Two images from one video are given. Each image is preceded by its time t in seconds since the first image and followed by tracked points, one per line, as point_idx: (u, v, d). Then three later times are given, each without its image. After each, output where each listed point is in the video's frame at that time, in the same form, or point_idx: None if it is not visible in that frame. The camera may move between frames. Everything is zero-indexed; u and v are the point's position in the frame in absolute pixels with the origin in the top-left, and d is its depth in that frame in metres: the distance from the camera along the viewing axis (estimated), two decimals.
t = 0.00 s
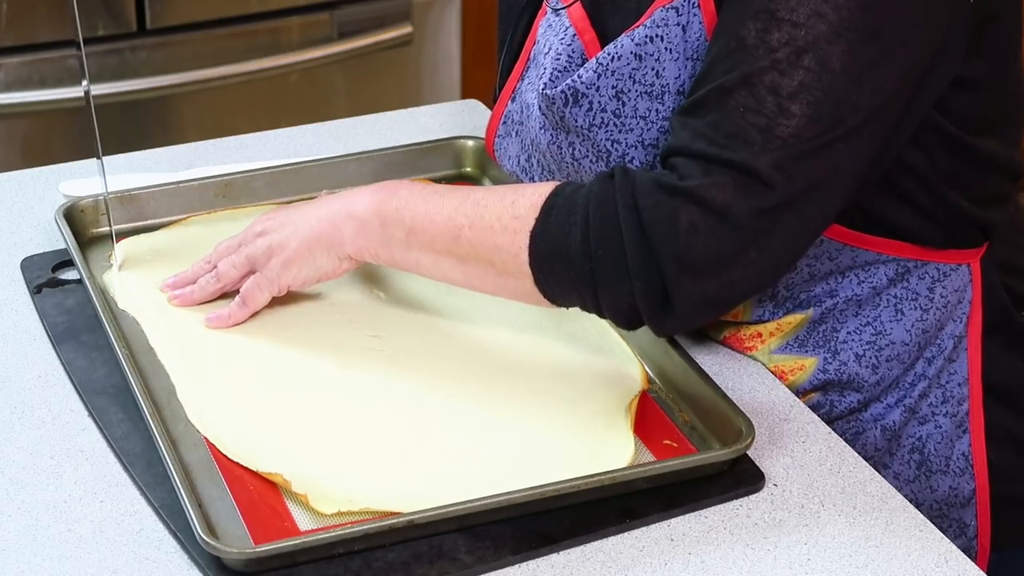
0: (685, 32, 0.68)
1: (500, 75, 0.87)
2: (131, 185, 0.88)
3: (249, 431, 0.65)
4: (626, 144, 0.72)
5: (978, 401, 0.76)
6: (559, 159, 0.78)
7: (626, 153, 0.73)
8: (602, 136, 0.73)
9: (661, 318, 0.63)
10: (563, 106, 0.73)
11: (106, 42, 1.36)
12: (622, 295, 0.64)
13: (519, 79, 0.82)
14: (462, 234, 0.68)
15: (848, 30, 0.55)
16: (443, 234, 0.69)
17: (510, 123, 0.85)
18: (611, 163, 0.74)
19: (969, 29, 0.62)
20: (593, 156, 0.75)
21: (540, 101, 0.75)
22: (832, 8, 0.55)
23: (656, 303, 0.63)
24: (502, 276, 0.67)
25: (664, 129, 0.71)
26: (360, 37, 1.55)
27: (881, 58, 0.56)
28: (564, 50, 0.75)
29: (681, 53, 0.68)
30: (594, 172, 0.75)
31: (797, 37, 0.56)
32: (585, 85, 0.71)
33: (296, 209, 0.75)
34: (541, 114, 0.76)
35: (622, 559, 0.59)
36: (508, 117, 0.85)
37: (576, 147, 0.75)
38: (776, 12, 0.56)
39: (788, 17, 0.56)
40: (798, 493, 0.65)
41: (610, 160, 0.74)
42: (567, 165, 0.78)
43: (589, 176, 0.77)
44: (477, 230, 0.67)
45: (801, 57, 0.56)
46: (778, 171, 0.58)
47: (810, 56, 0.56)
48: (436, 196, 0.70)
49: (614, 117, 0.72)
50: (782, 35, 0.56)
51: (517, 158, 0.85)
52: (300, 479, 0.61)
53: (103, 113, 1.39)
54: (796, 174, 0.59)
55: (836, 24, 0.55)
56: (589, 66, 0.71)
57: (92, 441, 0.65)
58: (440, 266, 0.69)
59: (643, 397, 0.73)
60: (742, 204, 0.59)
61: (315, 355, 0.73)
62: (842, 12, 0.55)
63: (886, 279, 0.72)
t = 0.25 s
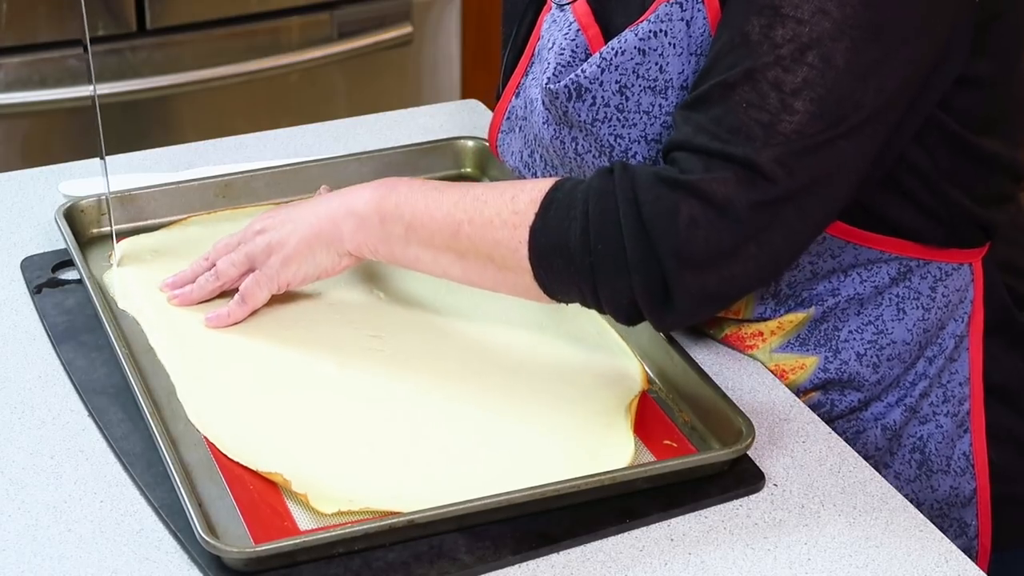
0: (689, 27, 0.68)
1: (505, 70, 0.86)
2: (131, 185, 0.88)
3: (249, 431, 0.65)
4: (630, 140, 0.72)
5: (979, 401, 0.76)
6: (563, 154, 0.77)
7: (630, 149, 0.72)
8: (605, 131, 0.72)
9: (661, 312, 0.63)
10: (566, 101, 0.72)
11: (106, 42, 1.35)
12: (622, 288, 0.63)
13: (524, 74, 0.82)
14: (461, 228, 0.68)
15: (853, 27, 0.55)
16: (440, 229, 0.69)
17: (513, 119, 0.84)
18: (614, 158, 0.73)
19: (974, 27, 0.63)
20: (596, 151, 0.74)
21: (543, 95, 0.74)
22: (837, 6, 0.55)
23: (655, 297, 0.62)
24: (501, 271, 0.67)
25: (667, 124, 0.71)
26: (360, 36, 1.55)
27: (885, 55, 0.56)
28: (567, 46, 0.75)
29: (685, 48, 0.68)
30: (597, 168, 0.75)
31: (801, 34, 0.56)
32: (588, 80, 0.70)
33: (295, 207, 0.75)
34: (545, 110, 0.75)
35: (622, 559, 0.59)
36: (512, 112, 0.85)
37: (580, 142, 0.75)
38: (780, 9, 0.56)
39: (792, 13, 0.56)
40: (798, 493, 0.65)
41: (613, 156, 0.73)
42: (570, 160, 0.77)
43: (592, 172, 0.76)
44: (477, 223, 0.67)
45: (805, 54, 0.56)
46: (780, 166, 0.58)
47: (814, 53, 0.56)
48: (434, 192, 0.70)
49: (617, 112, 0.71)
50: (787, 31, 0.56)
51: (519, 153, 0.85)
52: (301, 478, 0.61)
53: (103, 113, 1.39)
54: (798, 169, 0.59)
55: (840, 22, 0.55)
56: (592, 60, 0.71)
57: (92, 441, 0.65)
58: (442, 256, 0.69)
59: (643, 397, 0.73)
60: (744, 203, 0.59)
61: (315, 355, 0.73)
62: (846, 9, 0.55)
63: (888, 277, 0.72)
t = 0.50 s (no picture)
0: (698, 22, 0.68)
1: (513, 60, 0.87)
2: (131, 185, 0.88)
3: (249, 431, 0.65)
4: (637, 132, 0.72)
5: (982, 403, 0.75)
6: (570, 146, 0.77)
7: (637, 142, 0.73)
8: (612, 123, 0.72)
9: (662, 306, 0.63)
10: (574, 92, 0.72)
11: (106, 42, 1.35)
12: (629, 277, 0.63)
13: (533, 66, 0.82)
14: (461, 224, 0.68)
15: (863, 25, 0.55)
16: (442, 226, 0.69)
17: (521, 110, 0.85)
18: (621, 151, 0.73)
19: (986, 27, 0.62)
20: (603, 144, 0.74)
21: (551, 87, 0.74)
22: (847, 4, 0.55)
23: (657, 291, 0.62)
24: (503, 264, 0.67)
25: (675, 118, 0.71)
26: (360, 37, 1.55)
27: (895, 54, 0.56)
28: (577, 37, 0.75)
29: (695, 42, 0.68)
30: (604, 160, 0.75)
31: (811, 31, 0.56)
32: (597, 72, 0.71)
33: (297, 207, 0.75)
34: (553, 101, 0.75)
35: (622, 559, 0.59)
36: (520, 104, 0.85)
37: (587, 134, 0.75)
38: (791, 5, 0.56)
39: (802, 10, 0.56)
40: (798, 493, 0.65)
41: (620, 148, 0.73)
42: (576, 152, 0.77)
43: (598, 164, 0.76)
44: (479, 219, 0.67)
45: (815, 51, 0.56)
46: (786, 161, 0.58)
47: (823, 50, 0.56)
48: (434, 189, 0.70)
49: (624, 105, 0.71)
50: (797, 28, 0.56)
51: (526, 145, 0.86)
52: (301, 478, 0.61)
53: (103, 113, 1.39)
54: (806, 163, 0.59)
55: (850, 20, 0.55)
56: (601, 52, 0.71)
57: (92, 441, 0.65)
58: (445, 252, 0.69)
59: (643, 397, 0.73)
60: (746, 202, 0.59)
61: (315, 355, 0.73)
62: (856, 7, 0.55)
63: (892, 276, 0.72)
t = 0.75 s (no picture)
0: (708, 13, 0.68)
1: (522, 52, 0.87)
2: (131, 185, 0.88)
3: (249, 431, 0.65)
4: (645, 123, 0.72)
5: (984, 407, 0.75)
6: (577, 136, 0.77)
7: (644, 132, 0.73)
8: (620, 114, 0.72)
9: (663, 298, 0.63)
10: (583, 82, 0.71)
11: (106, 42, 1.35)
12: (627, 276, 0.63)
13: (544, 57, 0.82)
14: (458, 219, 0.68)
15: (872, 22, 0.55)
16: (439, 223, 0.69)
17: (531, 100, 0.85)
18: (629, 142, 0.73)
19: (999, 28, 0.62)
20: (611, 134, 0.74)
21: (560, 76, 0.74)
22: None
23: (657, 282, 0.62)
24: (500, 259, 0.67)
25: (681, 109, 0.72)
26: (360, 37, 1.55)
27: (904, 51, 0.56)
28: (587, 28, 0.74)
29: (704, 33, 0.69)
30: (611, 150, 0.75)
31: (820, 25, 0.56)
32: (607, 61, 0.70)
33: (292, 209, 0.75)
34: (562, 91, 0.75)
35: (622, 559, 0.59)
36: (529, 94, 0.85)
37: (595, 125, 0.74)
38: None
39: (812, 4, 0.56)
40: (798, 493, 0.65)
41: (628, 139, 0.73)
42: (584, 142, 0.77)
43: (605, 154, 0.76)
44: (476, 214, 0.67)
45: (823, 46, 0.56)
46: (792, 156, 0.58)
47: (832, 46, 0.56)
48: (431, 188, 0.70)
49: (633, 95, 0.71)
50: (805, 22, 0.57)
51: (535, 136, 0.86)
52: (301, 477, 0.61)
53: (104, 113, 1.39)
54: (812, 160, 0.59)
55: (860, 16, 0.55)
56: (610, 42, 0.70)
57: (92, 441, 0.65)
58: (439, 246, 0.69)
59: (643, 397, 0.73)
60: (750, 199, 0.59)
61: (315, 355, 0.72)
62: (866, 4, 0.55)
63: (896, 276, 0.71)
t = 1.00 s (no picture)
0: (729, 12, 0.69)
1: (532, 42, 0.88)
2: (131, 184, 0.88)
3: (249, 431, 0.65)
4: (657, 119, 0.73)
5: (986, 411, 0.75)
6: (588, 130, 0.78)
7: (655, 128, 0.73)
8: (633, 107, 0.73)
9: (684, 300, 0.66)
10: (596, 73, 0.73)
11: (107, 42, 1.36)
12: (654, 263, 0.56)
13: (554, 48, 0.84)
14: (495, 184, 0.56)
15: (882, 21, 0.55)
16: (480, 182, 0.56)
17: (541, 91, 0.85)
18: (638, 137, 0.74)
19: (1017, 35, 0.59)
20: (621, 128, 0.75)
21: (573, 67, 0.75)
22: None
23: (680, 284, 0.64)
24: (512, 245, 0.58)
25: (694, 107, 0.72)
26: (361, 37, 1.55)
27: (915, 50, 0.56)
28: (602, 20, 0.76)
29: (722, 32, 0.69)
30: (621, 144, 0.75)
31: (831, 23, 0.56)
32: (623, 54, 0.72)
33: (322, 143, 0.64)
34: (574, 82, 0.76)
35: (622, 559, 0.59)
36: (540, 86, 0.85)
37: (605, 117, 0.75)
38: None
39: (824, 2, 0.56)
40: (798, 493, 0.65)
41: (638, 133, 0.74)
42: (595, 136, 0.78)
43: (615, 148, 0.77)
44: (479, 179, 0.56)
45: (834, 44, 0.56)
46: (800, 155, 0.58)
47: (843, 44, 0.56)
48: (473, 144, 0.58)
49: (646, 90, 0.73)
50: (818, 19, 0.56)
51: (544, 128, 0.86)
52: (301, 477, 0.61)
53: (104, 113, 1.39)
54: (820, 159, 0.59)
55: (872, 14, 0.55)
56: (628, 35, 0.72)
57: (92, 441, 0.65)
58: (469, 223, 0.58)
59: (643, 398, 0.72)
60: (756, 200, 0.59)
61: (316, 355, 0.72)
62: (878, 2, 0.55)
63: (898, 280, 0.71)
